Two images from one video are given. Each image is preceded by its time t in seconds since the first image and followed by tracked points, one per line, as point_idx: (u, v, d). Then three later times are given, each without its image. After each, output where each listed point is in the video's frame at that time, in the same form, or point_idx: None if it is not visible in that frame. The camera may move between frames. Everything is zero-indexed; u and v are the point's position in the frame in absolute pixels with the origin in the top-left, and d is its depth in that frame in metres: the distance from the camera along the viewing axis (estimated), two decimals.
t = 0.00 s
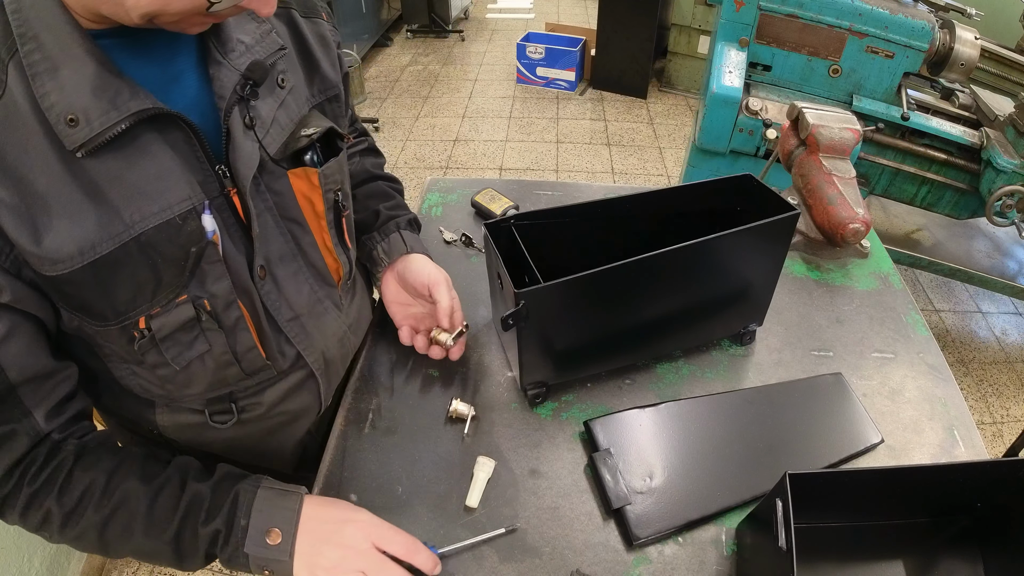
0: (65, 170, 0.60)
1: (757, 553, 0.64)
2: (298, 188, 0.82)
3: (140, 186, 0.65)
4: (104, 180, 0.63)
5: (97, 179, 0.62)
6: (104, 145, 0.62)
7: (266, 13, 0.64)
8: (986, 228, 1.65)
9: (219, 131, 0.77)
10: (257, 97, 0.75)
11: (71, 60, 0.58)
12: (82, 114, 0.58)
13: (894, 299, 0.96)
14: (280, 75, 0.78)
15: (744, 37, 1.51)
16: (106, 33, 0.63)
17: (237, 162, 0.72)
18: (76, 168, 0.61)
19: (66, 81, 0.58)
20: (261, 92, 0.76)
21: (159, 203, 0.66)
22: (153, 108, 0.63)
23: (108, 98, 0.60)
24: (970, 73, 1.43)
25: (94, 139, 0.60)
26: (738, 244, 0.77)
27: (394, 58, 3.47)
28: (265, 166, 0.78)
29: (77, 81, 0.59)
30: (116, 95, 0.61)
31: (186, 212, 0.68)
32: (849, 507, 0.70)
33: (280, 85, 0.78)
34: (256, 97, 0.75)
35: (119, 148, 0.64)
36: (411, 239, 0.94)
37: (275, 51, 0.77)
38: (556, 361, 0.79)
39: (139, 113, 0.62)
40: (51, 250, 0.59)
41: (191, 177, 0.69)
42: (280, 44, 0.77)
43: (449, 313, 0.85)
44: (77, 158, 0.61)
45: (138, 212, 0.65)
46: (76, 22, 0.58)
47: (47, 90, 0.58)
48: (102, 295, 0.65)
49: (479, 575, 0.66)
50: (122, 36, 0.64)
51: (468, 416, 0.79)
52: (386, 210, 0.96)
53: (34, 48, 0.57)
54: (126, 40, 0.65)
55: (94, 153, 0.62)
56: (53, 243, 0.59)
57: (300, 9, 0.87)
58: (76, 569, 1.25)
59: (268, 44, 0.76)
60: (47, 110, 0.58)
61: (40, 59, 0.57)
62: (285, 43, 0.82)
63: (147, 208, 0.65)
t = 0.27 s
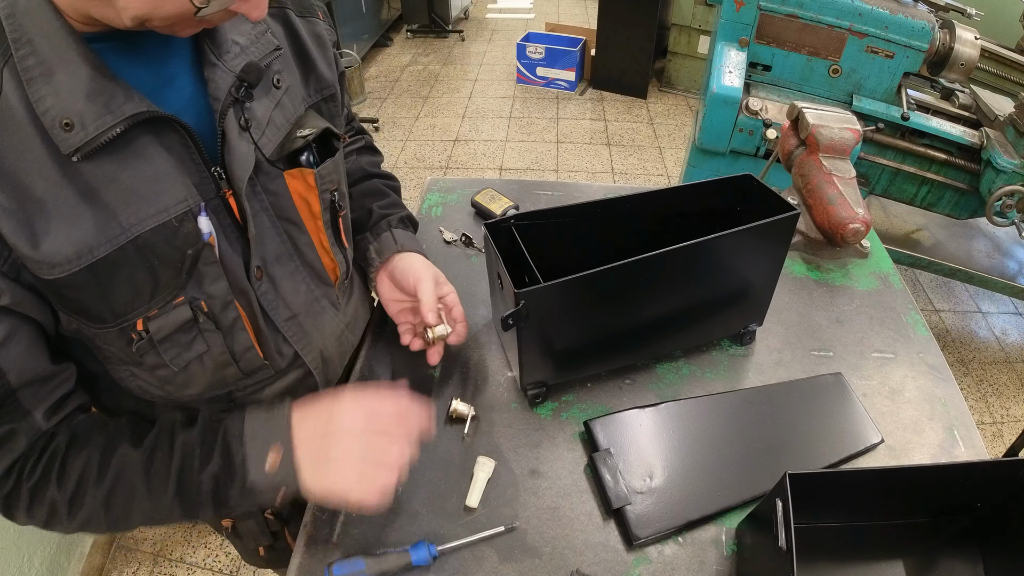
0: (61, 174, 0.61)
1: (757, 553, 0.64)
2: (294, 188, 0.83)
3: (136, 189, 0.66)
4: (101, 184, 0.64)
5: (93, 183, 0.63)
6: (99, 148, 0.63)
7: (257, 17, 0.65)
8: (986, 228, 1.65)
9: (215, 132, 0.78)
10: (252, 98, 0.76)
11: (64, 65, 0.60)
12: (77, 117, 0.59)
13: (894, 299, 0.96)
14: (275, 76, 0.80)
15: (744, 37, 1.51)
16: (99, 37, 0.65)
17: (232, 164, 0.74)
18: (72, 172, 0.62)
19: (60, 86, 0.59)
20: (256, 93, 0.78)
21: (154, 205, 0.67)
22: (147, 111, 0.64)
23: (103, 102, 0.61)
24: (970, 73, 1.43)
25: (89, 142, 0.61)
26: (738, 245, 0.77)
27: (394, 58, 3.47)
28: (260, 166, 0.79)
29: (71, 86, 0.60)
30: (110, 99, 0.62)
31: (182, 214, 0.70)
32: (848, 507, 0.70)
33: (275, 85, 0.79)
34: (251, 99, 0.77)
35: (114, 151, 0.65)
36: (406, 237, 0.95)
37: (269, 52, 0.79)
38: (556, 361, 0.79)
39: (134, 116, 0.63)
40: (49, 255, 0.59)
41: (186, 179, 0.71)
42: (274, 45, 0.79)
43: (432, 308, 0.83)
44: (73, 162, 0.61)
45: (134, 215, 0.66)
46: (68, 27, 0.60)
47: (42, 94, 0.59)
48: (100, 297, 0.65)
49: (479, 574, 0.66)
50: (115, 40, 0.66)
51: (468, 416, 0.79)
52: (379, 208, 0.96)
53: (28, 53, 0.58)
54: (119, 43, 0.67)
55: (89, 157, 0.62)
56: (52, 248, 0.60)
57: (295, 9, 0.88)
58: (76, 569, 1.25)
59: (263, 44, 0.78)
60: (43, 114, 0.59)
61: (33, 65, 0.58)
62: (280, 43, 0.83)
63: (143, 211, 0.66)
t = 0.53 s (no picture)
0: (61, 177, 0.61)
1: (756, 553, 0.64)
2: (292, 188, 0.84)
3: (135, 190, 0.66)
4: (100, 185, 0.64)
5: (93, 185, 0.64)
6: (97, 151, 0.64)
7: (246, 21, 0.67)
8: (986, 228, 1.65)
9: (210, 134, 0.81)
10: (247, 98, 0.78)
11: (60, 70, 0.60)
12: (73, 120, 0.60)
13: (894, 299, 0.96)
14: (270, 76, 0.81)
15: (744, 37, 1.51)
16: (94, 41, 0.67)
17: (228, 165, 0.75)
18: (71, 174, 0.62)
19: (56, 90, 0.60)
20: (251, 93, 0.79)
21: (153, 206, 0.68)
22: (142, 113, 0.65)
23: (99, 105, 0.62)
24: (970, 73, 1.43)
25: (86, 145, 0.62)
26: (738, 245, 0.77)
27: (394, 58, 3.47)
28: (256, 165, 0.80)
29: (68, 89, 0.61)
30: (107, 102, 0.63)
31: (181, 214, 0.70)
32: (848, 507, 0.70)
33: (270, 84, 0.81)
34: (246, 99, 0.78)
35: (112, 153, 0.65)
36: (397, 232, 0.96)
37: (263, 52, 0.80)
38: (556, 361, 0.79)
39: (130, 118, 0.64)
40: (50, 256, 0.60)
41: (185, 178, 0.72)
42: (268, 45, 0.81)
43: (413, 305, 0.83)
44: (71, 164, 0.62)
45: (134, 216, 0.66)
46: (64, 31, 0.60)
47: (38, 98, 0.60)
48: (99, 298, 0.66)
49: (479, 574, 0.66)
50: (108, 45, 0.69)
51: (468, 416, 0.79)
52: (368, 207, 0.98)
53: (24, 58, 0.59)
54: (112, 48, 0.69)
55: (88, 160, 0.63)
56: (52, 250, 0.61)
57: (290, 9, 0.89)
58: (76, 569, 1.25)
59: (257, 45, 0.80)
60: (40, 118, 0.59)
61: (30, 69, 0.59)
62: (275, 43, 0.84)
63: (142, 212, 0.67)
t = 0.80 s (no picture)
0: (59, 175, 0.62)
1: (756, 552, 0.64)
2: (288, 185, 0.85)
3: (133, 189, 0.67)
4: (98, 184, 0.65)
5: (90, 183, 0.64)
6: (95, 149, 0.64)
7: (241, 20, 0.66)
8: (986, 228, 1.65)
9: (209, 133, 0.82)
10: (244, 97, 0.78)
11: (59, 69, 0.60)
12: (72, 119, 0.60)
13: (894, 299, 0.96)
14: (267, 74, 0.81)
15: (744, 36, 1.51)
16: (93, 41, 0.67)
17: (225, 164, 0.76)
18: (69, 172, 0.63)
19: (55, 89, 0.60)
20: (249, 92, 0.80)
21: (151, 205, 0.68)
22: (139, 111, 0.65)
23: (97, 103, 0.62)
24: (969, 73, 1.43)
25: (84, 143, 0.62)
26: (738, 245, 0.77)
27: (393, 58, 3.48)
28: (254, 164, 0.82)
29: (65, 87, 0.61)
30: (105, 101, 0.63)
31: (178, 212, 0.71)
32: (849, 507, 0.70)
33: (268, 83, 0.81)
34: (243, 97, 0.78)
35: (110, 152, 0.66)
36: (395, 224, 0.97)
37: (261, 51, 0.80)
38: (556, 361, 0.79)
39: (127, 116, 0.65)
40: (48, 254, 0.61)
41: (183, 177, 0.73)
42: (266, 44, 0.81)
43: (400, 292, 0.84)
44: (69, 162, 0.62)
45: (132, 214, 0.67)
46: (64, 31, 0.60)
47: (37, 97, 0.60)
48: (98, 296, 0.67)
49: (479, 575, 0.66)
50: (107, 44, 0.69)
51: (468, 416, 0.79)
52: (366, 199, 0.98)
53: (24, 57, 0.59)
54: (111, 48, 0.69)
55: (85, 158, 0.64)
56: (50, 247, 0.61)
57: (288, 7, 0.89)
58: (76, 568, 1.25)
59: (255, 44, 0.80)
60: (38, 116, 0.60)
61: (30, 68, 0.59)
62: (273, 42, 0.85)
63: (139, 210, 0.68)
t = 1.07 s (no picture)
0: (16, 161, 0.57)
1: None
2: (267, 176, 0.80)
3: (98, 178, 0.62)
4: (59, 173, 0.60)
5: (52, 172, 0.59)
6: (57, 136, 0.59)
7: None
8: None
9: (180, 118, 0.75)
10: (219, 80, 0.73)
11: (17, 48, 0.55)
12: (32, 103, 0.56)
13: (927, 302, 0.88)
14: (245, 56, 0.76)
15: (764, 15, 1.44)
16: (54, 18, 0.61)
17: (198, 151, 0.70)
18: (26, 160, 0.58)
19: (15, 70, 0.55)
20: (224, 74, 0.74)
21: (117, 196, 0.63)
22: (106, 96, 0.60)
23: (59, 86, 0.57)
24: (1009, 55, 1.35)
25: (44, 131, 0.57)
26: (758, 241, 0.71)
27: (383, 41, 3.39)
28: (229, 152, 0.76)
29: (27, 68, 0.56)
30: (68, 83, 0.58)
31: (146, 204, 0.65)
32: (880, 527, 0.64)
33: (245, 65, 0.76)
34: (218, 81, 0.73)
35: (73, 138, 0.61)
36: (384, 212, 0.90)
37: (239, 30, 0.75)
38: (560, 368, 0.73)
39: (92, 100, 0.59)
40: (4, 249, 0.56)
41: (151, 165, 0.67)
42: (244, 23, 0.76)
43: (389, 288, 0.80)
44: (30, 149, 0.58)
45: (96, 206, 0.62)
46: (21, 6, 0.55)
47: None
48: (59, 295, 0.62)
49: None
50: (70, 22, 0.63)
51: (464, 427, 0.73)
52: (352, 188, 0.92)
53: None
54: (74, 25, 0.63)
55: (47, 145, 0.59)
56: (6, 242, 0.56)
57: None
58: None
59: (231, 23, 0.75)
60: None
61: None
62: (251, 20, 0.79)
63: (105, 202, 0.62)
